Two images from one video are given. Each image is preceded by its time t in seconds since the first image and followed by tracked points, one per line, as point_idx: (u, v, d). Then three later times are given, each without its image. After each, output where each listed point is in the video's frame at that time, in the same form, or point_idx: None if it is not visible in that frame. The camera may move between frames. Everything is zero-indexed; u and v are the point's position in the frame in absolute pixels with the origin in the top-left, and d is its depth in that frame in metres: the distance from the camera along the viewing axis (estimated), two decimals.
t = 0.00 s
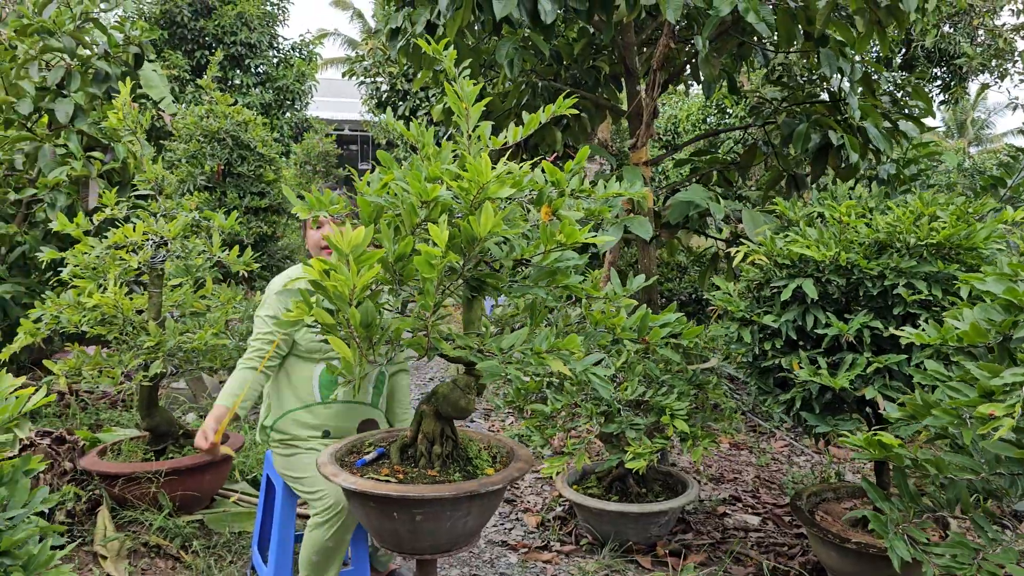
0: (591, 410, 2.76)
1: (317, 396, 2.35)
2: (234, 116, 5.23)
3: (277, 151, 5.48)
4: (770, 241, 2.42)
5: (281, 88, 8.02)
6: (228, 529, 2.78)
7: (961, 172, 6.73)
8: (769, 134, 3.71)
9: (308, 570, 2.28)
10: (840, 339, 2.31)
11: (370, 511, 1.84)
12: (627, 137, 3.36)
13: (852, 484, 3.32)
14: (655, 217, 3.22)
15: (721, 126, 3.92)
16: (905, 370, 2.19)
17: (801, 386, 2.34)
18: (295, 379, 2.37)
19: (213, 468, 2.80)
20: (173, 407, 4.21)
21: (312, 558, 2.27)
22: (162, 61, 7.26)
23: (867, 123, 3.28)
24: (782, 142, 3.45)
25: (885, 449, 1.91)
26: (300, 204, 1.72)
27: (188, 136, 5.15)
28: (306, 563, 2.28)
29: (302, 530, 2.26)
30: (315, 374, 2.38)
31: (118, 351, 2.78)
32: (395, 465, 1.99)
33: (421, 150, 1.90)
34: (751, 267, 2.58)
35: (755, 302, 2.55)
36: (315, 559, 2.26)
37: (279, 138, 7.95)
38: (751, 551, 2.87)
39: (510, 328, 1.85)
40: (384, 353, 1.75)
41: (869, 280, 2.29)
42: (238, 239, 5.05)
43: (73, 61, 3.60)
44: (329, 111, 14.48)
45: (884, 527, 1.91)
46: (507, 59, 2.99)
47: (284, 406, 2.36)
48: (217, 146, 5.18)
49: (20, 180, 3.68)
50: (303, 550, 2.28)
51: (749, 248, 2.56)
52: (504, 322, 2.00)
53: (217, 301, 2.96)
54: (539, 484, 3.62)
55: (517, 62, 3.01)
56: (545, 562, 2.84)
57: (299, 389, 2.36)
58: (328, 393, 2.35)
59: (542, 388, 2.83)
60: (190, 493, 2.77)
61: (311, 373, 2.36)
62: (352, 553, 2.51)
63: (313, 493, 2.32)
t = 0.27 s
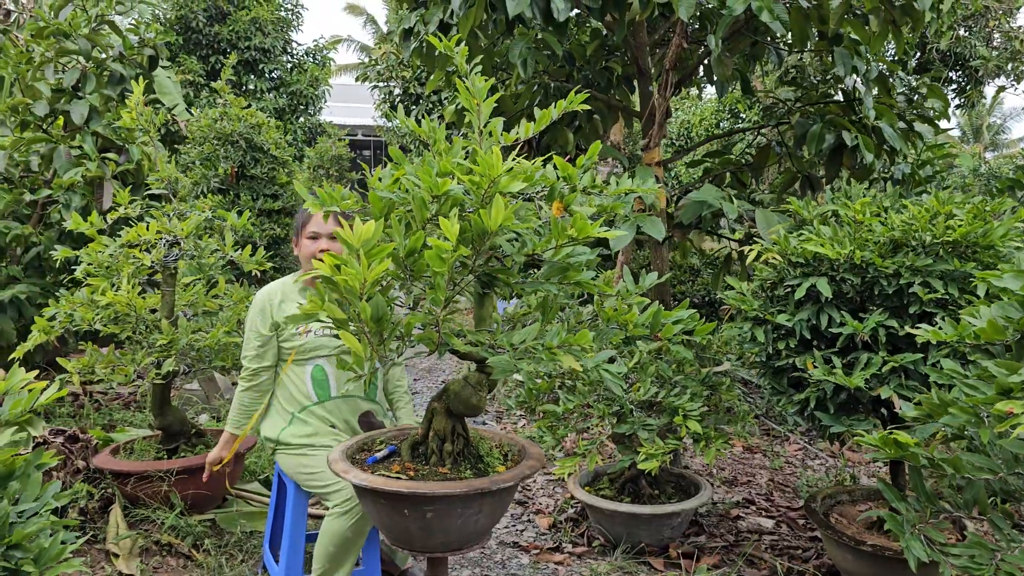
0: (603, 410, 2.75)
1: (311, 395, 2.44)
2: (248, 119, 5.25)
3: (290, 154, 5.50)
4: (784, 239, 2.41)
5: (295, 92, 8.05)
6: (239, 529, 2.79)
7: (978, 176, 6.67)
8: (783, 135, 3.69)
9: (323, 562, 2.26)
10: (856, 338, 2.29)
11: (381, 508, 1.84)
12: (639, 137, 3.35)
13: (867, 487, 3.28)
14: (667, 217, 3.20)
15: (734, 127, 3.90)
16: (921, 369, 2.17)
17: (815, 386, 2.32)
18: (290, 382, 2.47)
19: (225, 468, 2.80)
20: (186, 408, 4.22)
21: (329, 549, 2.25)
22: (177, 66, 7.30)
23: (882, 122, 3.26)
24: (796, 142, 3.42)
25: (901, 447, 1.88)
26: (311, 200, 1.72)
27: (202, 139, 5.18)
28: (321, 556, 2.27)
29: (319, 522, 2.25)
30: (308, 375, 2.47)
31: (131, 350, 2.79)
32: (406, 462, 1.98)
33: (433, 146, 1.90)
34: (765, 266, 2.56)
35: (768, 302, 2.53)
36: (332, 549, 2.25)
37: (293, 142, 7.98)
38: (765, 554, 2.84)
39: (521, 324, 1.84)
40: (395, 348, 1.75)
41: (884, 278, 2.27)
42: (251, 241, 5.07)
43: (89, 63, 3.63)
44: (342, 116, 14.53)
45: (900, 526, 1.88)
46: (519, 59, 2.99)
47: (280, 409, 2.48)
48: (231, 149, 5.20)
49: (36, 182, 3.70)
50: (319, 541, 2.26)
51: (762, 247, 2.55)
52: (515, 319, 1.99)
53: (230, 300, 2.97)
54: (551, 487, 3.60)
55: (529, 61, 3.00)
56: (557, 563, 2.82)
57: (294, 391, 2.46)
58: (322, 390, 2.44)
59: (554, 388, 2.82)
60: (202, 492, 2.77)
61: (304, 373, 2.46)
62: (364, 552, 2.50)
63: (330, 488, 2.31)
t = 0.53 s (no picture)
0: (616, 410, 2.73)
1: (315, 389, 2.44)
2: (261, 121, 5.27)
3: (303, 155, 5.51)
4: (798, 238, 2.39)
5: (308, 95, 8.07)
6: (251, 528, 2.78)
7: (994, 177, 6.61)
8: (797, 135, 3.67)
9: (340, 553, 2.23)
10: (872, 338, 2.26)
11: (393, 506, 1.82)
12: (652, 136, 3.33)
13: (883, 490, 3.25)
14: (680, 217, 3.18)
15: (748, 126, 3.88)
16: (938, 369, 2.15)
17: (831, 386, 2.30)
18: (292, 378, 2.47)
19: (237, 467, 2.79)
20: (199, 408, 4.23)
21: (346, 540, 2.22)
22: (191, 70, 7.34)
23: (898, 121, 3.23)
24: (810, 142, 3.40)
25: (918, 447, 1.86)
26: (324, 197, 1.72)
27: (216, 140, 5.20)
28: (335, 552, 2.24)
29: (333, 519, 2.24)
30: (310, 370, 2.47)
31: (143, 349, 2.79)
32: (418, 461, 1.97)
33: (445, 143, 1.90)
34: (779, 266, 2.54)
35: (783, 301, 2.51)
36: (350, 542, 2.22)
37: (306, 145, 8.00)
38: (780, 556, 2.82)
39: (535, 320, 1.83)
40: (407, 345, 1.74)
41: (900, 277, 2.25)
42: (263, 242, 5.08)
43: (103, 65, 3.65)
44: (354, 120, 14.57)
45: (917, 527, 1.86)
46: (532, 57, 2.98)
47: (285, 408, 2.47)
48: (244, 150, 5.22)
49: (50, 182, 3.72)
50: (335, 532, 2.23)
51: (776, 246, 2.53)
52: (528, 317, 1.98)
53: (242, 300, 2.97)
54: (563, 488, 3.59)
55: (542, 61, 2.99)
56: (570, 565, 2.81)
57: (298, 388, 2.46)
58: (326, 382, 2.44)
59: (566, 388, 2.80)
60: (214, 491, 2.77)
61: (306, 369, 2.45)
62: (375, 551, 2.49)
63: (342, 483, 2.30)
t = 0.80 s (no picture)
0: (630, 410, 2.71)
1: (324, 391, 2.44)
2: (274, 122, 5.28)
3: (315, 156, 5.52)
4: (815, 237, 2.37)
5: (320, 97, 8.09)
6: (263, 528, 2.78)
7: (1011, 178, 6.55)
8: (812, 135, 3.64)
9: (355, 559, 2.22)
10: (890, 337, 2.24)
11: (407, 505, 1.81)
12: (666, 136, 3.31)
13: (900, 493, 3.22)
14: (694, 217, 3.16)
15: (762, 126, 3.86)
16: (958, 369, 2.12)
17: (848, 386, 2.28)
18: (303, 379, 2.48)
19: (250, 466, 2.79)
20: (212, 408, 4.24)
21: (360, 543, 2.22)
22: (204, 73, 7.36)
23: (915, 121, 3.20)
24: (826, 142, 3.37)
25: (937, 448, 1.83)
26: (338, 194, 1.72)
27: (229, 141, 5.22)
28: (350, 555, 2.23)
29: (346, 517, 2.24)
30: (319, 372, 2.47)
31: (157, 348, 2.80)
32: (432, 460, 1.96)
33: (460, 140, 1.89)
34: (795, 265, 2.52)
35: (799, 301, 2.50)
36: (364, 544, 2.22)
37: (318, 147, 8.01)
38: (795, 559, 2.79)
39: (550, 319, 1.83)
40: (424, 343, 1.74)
41: (919, 276, 2.23)
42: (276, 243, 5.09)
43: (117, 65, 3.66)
44: (366, 122, 14.60)
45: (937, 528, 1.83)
46: (545, 56, 2.97)
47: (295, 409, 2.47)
48: (257, 151, 5.23)
49: (64, 183, 3.73)
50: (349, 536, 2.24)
51: (792, 245, 2.50)
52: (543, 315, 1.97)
53: (255, 299, 2.97)
54: (576, 490, 3.57)
55: (555, 60, 2.98)
56: (583, 566, 2.79)
57: (308, 389, 2.46)
58: (336, 384, 2.44)
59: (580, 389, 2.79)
60: (227, 490, 2.77)
61: (317, 369, 2.46)
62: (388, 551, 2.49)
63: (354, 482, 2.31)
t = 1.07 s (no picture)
0: (644, 411, 2.70)
1: (342, 394, 2.42)
2: (287, 123, 5.29)
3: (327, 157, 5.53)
4: (831, 237, 2.35)
5: (331, 99, 8.11)
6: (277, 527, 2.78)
7: None
8: (826, 135, 3.62)
9: (370, 562, 2.22)
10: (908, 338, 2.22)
11: (420, 504, 1.81)
12: (681, 135, 3.29)
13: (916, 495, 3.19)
14: (708, 217, 3.15)
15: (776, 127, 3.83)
16: (977, 370, 2.10)
17: (866, 387, 2.26)
18: (322, 381, 2.46)
19: (262, 466, 2.80)
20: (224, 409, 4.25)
21: (375, 545, 2.21)
22: (216, 75, 7.39)
23: (932, 119, 3.18)
24: (841, 142, 3.34)
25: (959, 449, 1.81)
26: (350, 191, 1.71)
27: (241, 143, 5.24)
28: (367, 560, 2.22)
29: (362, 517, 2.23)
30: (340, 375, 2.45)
31: (170, 347, 2.80)
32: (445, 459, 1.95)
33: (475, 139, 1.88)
34: (811, 265, 2.50)
35: (815, 301, 2.48)
36: (380, 548, 2.21)
37: (330, 149, 8.03)
38: (811, 561, 2.77)
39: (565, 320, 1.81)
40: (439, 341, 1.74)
41: (938, 276, 2.21)
42: (288, 244, 5.10)
43: (131, 66, 3.67)
44: (378, 125, 14.64)
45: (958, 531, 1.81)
46: (559, 55, 2.95)
47: (313, 411, 2.46)
48: (270, 152, 5.25)
49: (79, 183, 3.75)
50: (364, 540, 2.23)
51: (808, 245, 2.49)
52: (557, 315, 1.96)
53: (269, 299, 2.98)
54: (589, 491, 3.56)
55: (569, 59, 2.96)
56: (596, 568, 2.78)
57: (326, 392, 2.45)
58: (354, 389, 2.42)
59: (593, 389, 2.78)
60: (239, 489, 2.77)
61: (336, 372, 2.43)
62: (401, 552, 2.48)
63: (370, 482, 2.30)
